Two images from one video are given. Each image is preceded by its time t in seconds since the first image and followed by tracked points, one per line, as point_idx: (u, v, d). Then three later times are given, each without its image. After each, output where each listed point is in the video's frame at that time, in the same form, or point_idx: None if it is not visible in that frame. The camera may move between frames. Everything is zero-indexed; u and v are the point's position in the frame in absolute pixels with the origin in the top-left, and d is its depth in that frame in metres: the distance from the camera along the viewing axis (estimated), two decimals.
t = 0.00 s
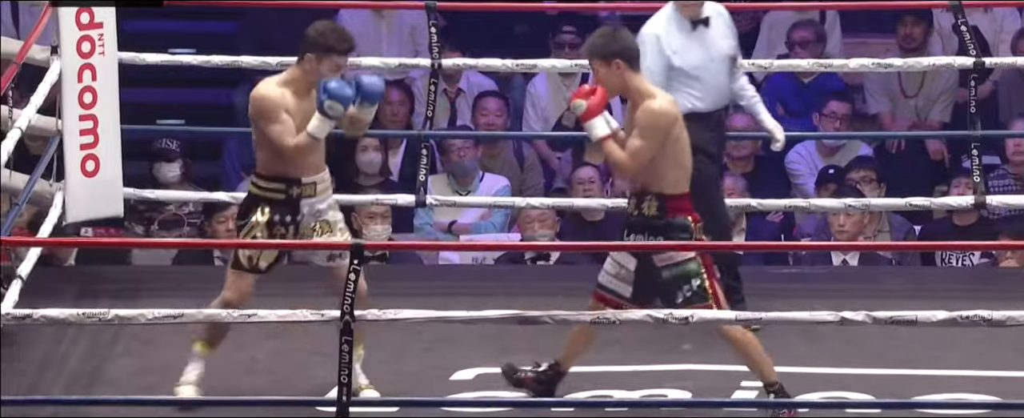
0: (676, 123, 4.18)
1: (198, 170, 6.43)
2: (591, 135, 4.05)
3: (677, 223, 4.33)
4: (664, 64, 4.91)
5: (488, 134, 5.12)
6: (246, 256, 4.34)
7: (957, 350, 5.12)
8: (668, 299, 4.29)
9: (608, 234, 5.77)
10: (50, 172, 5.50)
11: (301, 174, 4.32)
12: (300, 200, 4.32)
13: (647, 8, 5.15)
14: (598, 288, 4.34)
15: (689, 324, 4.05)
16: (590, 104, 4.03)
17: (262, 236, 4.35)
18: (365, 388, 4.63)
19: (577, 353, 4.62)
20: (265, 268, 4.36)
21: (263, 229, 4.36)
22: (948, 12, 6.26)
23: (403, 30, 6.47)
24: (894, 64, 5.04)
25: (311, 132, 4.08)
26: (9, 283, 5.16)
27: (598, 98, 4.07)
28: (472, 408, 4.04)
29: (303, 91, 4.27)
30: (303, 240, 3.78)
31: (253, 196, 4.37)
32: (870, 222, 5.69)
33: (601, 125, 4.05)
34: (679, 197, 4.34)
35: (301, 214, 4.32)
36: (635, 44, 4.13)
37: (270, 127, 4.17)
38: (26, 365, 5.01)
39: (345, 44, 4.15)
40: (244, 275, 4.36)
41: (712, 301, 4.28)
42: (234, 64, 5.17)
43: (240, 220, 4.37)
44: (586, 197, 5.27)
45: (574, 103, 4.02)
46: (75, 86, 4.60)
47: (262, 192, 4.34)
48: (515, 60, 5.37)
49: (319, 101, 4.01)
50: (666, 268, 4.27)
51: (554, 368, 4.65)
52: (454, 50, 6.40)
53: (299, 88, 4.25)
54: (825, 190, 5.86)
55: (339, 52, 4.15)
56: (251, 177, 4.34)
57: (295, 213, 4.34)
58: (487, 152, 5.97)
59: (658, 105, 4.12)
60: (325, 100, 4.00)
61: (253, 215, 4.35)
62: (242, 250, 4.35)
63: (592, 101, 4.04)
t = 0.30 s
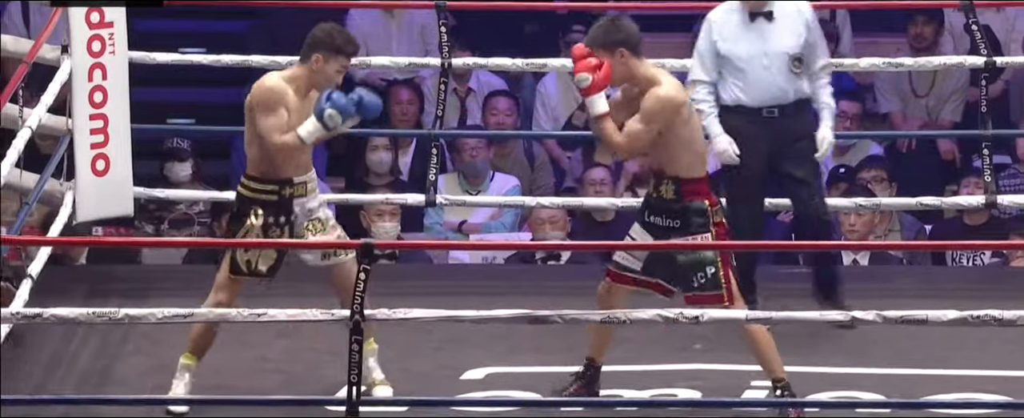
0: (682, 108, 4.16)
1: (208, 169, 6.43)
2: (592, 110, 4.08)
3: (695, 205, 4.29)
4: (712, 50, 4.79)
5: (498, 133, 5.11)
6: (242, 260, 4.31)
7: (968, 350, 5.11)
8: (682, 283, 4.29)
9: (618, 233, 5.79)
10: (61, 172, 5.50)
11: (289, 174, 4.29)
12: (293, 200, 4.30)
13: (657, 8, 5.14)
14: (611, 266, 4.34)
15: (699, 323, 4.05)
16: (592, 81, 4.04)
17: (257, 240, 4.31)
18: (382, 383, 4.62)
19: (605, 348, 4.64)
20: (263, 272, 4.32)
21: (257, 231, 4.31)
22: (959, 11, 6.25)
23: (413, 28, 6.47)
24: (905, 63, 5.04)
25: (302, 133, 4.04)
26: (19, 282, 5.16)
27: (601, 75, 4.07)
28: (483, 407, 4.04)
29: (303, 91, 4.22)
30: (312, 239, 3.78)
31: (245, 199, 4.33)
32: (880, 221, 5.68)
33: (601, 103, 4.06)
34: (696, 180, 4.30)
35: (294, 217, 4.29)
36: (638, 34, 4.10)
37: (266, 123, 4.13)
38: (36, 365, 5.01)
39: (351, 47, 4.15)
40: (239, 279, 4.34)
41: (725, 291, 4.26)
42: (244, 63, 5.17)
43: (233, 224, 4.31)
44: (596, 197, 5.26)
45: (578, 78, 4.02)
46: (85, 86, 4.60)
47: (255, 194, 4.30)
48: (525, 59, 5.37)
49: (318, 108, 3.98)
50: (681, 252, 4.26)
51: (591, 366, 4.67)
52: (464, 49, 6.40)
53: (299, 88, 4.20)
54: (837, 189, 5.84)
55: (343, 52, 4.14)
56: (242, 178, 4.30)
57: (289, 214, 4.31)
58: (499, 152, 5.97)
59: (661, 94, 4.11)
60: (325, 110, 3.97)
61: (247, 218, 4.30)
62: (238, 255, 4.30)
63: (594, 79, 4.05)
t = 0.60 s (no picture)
0: (690, 98, 4.15)
1: (214, 168, 6.42)
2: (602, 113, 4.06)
3: (716, 198, 4.26)
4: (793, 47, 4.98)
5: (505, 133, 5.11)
6: (272, 260, 4.27)
7: (975, 351, 5.09)
8: (700, 276, 4.26)
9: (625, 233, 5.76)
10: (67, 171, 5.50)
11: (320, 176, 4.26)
12: (320, 201, 4.26)
13: (664, 8, 5.13)
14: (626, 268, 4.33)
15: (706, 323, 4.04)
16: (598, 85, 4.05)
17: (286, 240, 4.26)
18: (401, 382, 4.60)
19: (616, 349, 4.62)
20: (292, 272, 4.29)
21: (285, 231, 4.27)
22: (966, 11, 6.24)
23: (420, 28, 6.47)
24: (913, 63, 5.03)
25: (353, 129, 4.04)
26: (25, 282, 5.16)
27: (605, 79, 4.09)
28: (491, 407, 4.03)
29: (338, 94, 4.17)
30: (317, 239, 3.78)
31: (272, 198, 4.27)
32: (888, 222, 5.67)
33: (609, 105, 4.06)
34: (710, 170, 4.28)
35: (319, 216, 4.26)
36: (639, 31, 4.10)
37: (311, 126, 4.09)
38: (42, 364, 5.01)
39: (390, 53, 4.10)
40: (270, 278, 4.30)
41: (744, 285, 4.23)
42: (250, 63, 5.16)
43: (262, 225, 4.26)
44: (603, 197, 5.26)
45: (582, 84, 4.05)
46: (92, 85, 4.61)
47: (283, 194, 4.25)
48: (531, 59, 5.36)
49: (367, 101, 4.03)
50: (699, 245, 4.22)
51: (599, 366, 4.66)
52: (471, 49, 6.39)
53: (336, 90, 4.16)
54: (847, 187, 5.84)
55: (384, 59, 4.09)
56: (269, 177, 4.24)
57: (316, 215, 4.26)
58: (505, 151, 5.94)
59: (665, 83, 4.11)
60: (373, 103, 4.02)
61: (274, 218, 4.26)
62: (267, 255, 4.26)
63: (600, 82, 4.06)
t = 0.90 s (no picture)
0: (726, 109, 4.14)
1: (213, 168, 6.40)
2: (648, 132, 4.10)
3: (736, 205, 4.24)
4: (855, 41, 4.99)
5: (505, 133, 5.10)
6: (278, 258, 4.28)
7: (975, 352, 5.08)
8: (717, 283, 4.24)
9: (624, 233, 5.69)
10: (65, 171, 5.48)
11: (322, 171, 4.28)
12: (325, 197, 4.28)
13: (665, 8, 5.12)
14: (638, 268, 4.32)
15: (707, 324, 4.03)
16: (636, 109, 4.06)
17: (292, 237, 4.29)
18: (401, 383, 4.58)
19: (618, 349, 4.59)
20: (299, 270, 4.31)
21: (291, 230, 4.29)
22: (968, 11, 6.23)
23: (420, 27, 6.44)
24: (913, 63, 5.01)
25: (363, 114, 4.03)
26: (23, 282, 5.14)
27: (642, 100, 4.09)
28: (490, 408, 4.02)
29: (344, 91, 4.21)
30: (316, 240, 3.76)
31: (276, 195, 4.29)
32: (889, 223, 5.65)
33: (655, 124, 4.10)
34: (734, 177, 4.27)
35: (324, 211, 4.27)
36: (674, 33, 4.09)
37: (321, 117, 4.11)
38: (40, 365, 4.99)
39: (393, 47, 4.13)
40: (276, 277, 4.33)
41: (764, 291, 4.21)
42: (249, 63, 5.15)
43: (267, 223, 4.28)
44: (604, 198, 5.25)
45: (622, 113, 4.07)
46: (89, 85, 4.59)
47: (286, 190, 4.27)
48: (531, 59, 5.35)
49: (369, 83, 4.01)
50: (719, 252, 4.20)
51: (602, 367, 4.64)
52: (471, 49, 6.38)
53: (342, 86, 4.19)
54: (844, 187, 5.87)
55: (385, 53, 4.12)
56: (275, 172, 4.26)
57: (321, 212, 4.29)
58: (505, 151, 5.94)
59: (705, 93, 4.09)
60: (377, 82, 3.99)
61: (279, 216, 4.27)
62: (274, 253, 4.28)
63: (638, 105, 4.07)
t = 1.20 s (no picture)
0: (690, 106, 4.09)
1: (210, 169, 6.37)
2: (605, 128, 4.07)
3: (718, 205, 4.17)
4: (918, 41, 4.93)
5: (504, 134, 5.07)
6: (292, 264, 4.24)
7: (977, 353, 5.05)
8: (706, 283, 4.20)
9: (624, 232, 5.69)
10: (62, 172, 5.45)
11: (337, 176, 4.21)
12: (341, 203, 4.21)
13: (666, 8, 5.08)
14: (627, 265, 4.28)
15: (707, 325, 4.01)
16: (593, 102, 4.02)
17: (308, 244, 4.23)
18: (443, 384, 4.52)
19: (618, 350, 4.57)
20: (316, 275, 4.26)
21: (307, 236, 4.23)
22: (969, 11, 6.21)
23: (419, 26, 6.43)
24: (914, 63, 4.98)
25: (364, 116, 3.98)
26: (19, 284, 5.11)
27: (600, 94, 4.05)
28: (489, 410, 3.99)
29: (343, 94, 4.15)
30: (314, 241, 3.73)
31: (292, 202, 4.23)
32: (891, 224, 5.62)
33: (609, 119, 4.05)
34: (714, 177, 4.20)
35: (341, 218, 4.20)
36: (642, 33, 4.03)
37: (319, 124, 4.05)
38: (36, 367, 4.96)
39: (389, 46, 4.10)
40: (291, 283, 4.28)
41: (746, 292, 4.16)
42: (247, 63, 5.12)
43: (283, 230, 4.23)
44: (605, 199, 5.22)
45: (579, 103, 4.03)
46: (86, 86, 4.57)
47: (302, 197, 4.21)
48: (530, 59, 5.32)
49: (370, 85, 3.95)
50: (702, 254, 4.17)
51: (604, 369, 4.61)
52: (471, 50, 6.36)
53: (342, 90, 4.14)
54: (845, 188, 5.80)
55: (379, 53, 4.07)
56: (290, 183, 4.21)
57: (337, 217, 4.21)
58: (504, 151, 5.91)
59: (666, 94, 4.05)
60: (377, 84, 3.93)
61: (294, 224, 4.22)
62: (289, 261, 4.23)
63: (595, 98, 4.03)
